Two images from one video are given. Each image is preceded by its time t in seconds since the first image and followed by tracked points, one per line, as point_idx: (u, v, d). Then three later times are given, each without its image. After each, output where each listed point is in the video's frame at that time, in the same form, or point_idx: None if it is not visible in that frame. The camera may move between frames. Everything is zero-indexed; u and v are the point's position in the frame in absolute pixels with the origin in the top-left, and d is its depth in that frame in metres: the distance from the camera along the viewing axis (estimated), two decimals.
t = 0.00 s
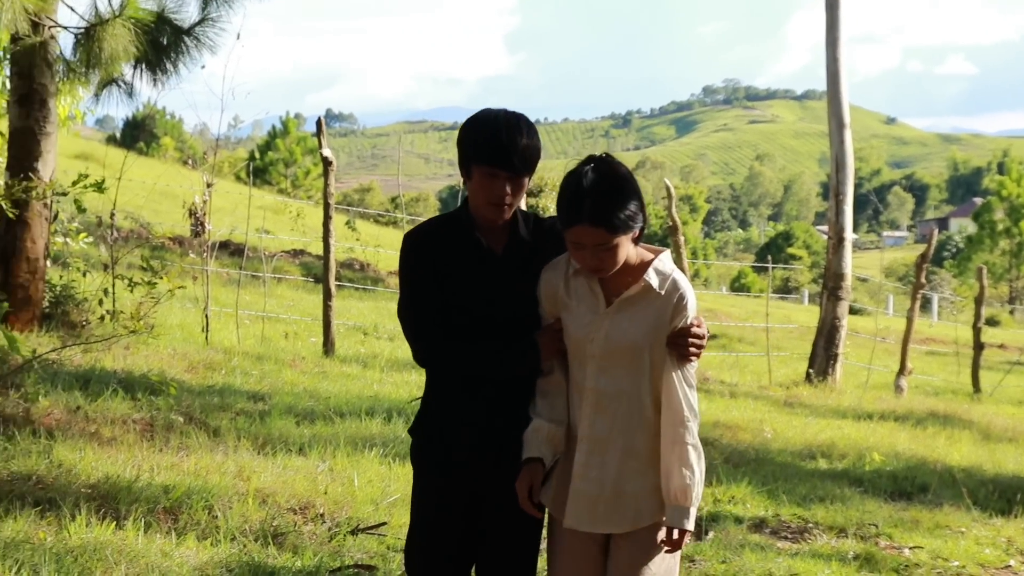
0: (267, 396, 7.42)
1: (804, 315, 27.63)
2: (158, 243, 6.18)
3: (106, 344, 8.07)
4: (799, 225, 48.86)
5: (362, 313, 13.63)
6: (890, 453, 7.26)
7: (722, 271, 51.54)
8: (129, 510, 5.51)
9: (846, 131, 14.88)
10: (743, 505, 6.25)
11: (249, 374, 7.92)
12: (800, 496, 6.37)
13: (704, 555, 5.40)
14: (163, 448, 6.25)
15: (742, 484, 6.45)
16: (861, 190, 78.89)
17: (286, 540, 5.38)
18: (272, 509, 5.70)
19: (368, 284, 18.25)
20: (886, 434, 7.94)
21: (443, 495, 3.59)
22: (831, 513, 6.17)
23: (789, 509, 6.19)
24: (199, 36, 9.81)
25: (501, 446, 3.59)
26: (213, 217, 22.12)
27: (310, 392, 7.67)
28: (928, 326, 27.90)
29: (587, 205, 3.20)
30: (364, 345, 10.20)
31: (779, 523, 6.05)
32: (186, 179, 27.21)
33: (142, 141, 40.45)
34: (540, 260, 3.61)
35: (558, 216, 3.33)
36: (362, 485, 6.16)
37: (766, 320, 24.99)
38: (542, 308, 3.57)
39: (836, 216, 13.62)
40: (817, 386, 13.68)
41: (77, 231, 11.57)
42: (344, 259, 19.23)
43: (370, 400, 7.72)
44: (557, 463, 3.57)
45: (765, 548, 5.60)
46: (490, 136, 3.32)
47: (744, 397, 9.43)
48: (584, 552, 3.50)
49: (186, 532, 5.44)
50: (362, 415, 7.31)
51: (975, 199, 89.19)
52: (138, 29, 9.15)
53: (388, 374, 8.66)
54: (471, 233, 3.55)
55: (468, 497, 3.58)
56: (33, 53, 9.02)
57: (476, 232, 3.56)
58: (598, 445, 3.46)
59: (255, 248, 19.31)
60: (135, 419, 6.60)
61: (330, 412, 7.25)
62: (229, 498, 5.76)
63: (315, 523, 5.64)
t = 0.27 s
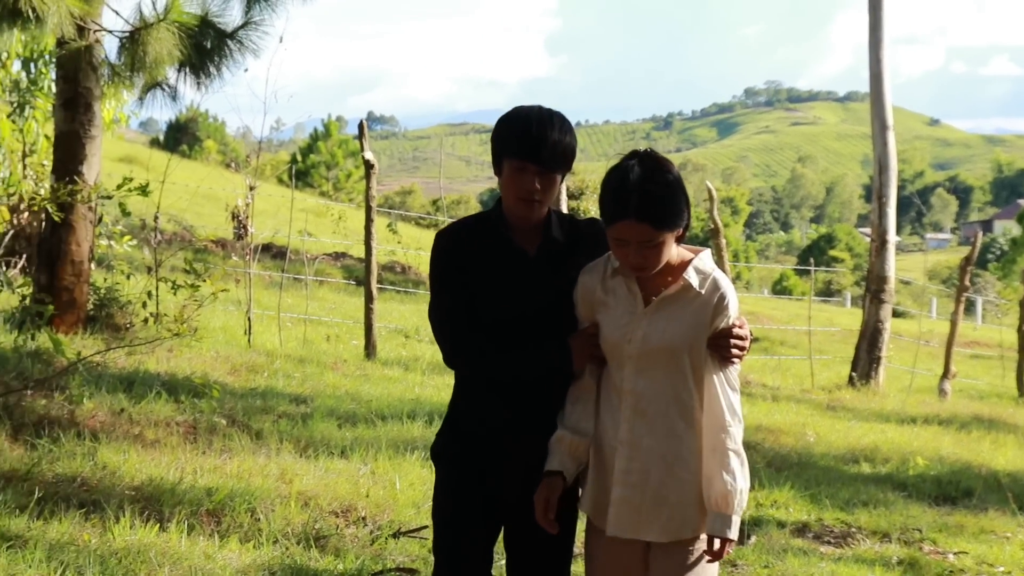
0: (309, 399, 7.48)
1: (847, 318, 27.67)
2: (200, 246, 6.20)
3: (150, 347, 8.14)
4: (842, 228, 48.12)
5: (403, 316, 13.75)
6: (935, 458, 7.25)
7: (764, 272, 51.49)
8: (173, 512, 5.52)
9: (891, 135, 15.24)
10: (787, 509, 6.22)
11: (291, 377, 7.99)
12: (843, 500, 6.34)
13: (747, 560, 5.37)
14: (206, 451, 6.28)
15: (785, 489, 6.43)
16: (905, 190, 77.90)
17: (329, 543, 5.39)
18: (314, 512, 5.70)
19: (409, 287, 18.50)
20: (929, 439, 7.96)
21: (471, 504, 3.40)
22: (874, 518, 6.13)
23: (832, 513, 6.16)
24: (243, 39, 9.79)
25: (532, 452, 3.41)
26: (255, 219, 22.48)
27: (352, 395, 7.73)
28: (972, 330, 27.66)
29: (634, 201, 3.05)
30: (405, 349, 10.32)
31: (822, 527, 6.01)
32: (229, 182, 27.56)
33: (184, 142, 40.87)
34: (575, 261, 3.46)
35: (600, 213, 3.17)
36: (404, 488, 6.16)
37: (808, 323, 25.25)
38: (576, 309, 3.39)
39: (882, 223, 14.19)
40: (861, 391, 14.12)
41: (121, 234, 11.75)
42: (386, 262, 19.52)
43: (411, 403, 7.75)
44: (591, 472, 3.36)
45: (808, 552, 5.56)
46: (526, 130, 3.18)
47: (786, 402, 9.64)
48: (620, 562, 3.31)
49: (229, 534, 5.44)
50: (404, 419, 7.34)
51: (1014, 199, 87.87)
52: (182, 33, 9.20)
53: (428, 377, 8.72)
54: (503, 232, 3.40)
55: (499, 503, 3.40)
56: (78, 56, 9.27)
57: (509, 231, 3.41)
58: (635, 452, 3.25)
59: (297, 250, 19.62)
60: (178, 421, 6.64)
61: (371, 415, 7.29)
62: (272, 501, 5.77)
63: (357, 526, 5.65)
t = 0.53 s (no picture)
0: (336, 412, 7.58)
1: (877, 333, 27.72)
2: (230, 260, 6.23)
3: (179, 360, 8.26)
4: (871, 240, 47.49)
5: (429, 330, 13.85)
6: (964, 474, 7.27)
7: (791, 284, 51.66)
8: (202, 525, 5.52)
9: (921, 148, 15.46)
10: (815, 524, 6.21)
11: (319, 391, 8.13)
12: (872, 516, 6.33)
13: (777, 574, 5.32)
14: (234, 465, 6.31)
15: (813, 504, 6.43)
16: (933, 204, 77.32)
17: (357, 557, 5.38)
18: (342, 525, 5.69)
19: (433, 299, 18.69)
20: (960, 453, 8.10)
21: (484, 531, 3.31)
22: (903, 533, 6.10)
23: (861, 529, 6.14)
24: (272, 52, 9.81)
25: (545, 479, 3.30)
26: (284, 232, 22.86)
27: (379, 409, 7.83)
28: (1000, 345, 27.54)
29: (655, 211, 2.98)
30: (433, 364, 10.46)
31: (850, 543, 5.98)
32: (258, 195, 27.84)
33: (213, 155, 41.38)
34: (586, 285, 3.34)
35: (618, 226, 3.09)
36: (432, 502, 6.18)
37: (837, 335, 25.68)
38: (589, 328, 3.29)
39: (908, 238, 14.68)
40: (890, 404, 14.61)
41: (150, 247, 11.91)
42: (414, 274, 19.85)
43: (440, 417, 7.82)
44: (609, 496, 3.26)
45: (837, 567, 5.51)
46: (534, 140, 3.15)
47: (815, 414, 10.00)
48: None
49: (257, 548, 5.42)
50: (431, 433, 7.40)
51: None
52: (212, 47, 9.27)
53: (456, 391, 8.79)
54: (513, 255, 3.28)
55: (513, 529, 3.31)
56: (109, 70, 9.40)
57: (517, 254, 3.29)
58: (651, 475, 3.16)
59: (325, 264, 19.95)
60: (206, 435, 6.71)
61: (399, 428, 7.36)
62: (300, 515, 5.77)
63: (385, 540, 5.65)
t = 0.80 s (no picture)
0: (357, 431, 7.68)
1: (899, 350, 27.76)
2: (251, 279, 6.24)
3: (201, 380, 8.39)
4: (893, 258, 47.28)
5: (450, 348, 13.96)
6: (988, 493, 7.28)
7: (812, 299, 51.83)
8: (224, 545, 5.48)
9: (943, 164, 15.41)
10: (839, 542, 6.19)
11: (341, 410, 8.30)
12: (895, 534, 6.32)
13: None
14: (257, 484, 6.33)
15: (836, 522, 6.42)
16: (954, 219, 77.04)
17: None
18: (365, 545, 5.67)
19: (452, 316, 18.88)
20: (983, 472, 8.21)
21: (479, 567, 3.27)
22: (927, 551, 6.06)
23: (885, 547, 6.11)
24: (294, 73, 9.90)
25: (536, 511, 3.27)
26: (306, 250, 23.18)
27: (401, 428, 7.94)
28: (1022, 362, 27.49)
29: (639, 244, 2.96)
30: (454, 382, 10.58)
31: (874, 561, 5.94)
32: (278, 213, 28.05)
33: (237, 175, 41.92)
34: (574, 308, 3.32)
35: (601, 257, 3.08)
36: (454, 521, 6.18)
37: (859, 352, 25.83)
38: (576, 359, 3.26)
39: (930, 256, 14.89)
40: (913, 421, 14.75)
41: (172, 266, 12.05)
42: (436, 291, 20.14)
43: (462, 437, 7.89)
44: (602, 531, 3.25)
45: None
46: (513, 155, 3.21)
47: (836, 432, 10.17)
48: None
49: (280, 567, 5.37)
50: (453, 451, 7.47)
51: None
52: (234, 67, 9.38)
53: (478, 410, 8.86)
54: (499, 278, 3.27)
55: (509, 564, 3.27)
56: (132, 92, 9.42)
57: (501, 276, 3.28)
58: (644, 511, 3.15)
59: (347, 283, 20.26)
60: (229, 454, 6.76)
61: (421, 447, 7.44)
62: (322, 534, 5.75)
63: (407, 560, 5.63)
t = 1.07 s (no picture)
0: (376, 446, 7.74)
1: (917, 363, 27.72)
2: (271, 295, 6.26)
3: (221, 395, 8.45)
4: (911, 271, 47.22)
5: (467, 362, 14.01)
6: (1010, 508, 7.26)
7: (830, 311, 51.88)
8: (243, 561, 5.44)
9: (962, 178, 15.43)
10: (858, 556, 6.16)
11: (360, 424, 8.38)
12: (915, 548, 6.29)
13: None
14: (276, 499, 6.34)
15: (855, 536, 6.40)
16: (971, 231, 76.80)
17: None
18: (383, 560, 5.66)
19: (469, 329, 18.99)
20: (1003, 485, 8.24)
21: None
22: (948, 565, 6.02)
23: (905, 561, 6.07)
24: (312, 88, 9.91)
25: (533, 519, 3.23)
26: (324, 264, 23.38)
27: (419, 443, 7.99)
28: None
29: (633, 239, 2.96)
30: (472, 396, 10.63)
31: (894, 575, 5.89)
32: (297, 228, 28.20)
33: (255, 190, 42.26)
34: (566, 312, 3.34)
35: (594, 258, 3.07)
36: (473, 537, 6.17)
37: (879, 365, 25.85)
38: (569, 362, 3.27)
39: (949, 268, 14.94)
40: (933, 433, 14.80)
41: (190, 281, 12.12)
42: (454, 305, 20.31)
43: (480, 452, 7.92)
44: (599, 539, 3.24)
45: None
46: (500, 161, 3.18)
47: (856, 445, 10.18)
48: None
49: None
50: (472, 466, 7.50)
51: None
52: (251, 84, 9.39)
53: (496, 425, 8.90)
54: (488, 281, 3.27)
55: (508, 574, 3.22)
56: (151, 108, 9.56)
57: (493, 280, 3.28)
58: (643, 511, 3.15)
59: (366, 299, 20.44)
60: (248, 469, 6.79)
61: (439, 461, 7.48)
62: (340, 549, 5.73)
63: None
